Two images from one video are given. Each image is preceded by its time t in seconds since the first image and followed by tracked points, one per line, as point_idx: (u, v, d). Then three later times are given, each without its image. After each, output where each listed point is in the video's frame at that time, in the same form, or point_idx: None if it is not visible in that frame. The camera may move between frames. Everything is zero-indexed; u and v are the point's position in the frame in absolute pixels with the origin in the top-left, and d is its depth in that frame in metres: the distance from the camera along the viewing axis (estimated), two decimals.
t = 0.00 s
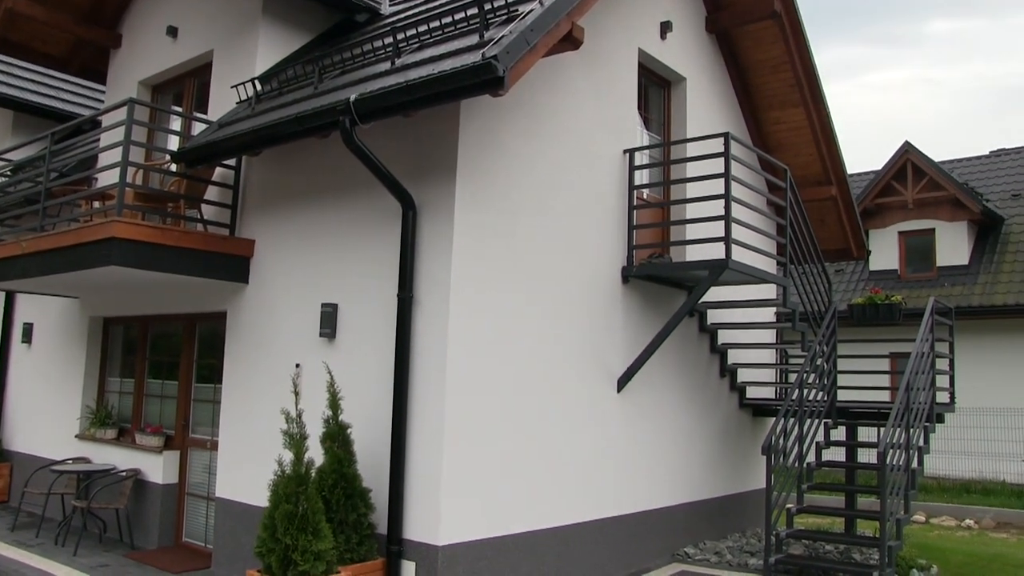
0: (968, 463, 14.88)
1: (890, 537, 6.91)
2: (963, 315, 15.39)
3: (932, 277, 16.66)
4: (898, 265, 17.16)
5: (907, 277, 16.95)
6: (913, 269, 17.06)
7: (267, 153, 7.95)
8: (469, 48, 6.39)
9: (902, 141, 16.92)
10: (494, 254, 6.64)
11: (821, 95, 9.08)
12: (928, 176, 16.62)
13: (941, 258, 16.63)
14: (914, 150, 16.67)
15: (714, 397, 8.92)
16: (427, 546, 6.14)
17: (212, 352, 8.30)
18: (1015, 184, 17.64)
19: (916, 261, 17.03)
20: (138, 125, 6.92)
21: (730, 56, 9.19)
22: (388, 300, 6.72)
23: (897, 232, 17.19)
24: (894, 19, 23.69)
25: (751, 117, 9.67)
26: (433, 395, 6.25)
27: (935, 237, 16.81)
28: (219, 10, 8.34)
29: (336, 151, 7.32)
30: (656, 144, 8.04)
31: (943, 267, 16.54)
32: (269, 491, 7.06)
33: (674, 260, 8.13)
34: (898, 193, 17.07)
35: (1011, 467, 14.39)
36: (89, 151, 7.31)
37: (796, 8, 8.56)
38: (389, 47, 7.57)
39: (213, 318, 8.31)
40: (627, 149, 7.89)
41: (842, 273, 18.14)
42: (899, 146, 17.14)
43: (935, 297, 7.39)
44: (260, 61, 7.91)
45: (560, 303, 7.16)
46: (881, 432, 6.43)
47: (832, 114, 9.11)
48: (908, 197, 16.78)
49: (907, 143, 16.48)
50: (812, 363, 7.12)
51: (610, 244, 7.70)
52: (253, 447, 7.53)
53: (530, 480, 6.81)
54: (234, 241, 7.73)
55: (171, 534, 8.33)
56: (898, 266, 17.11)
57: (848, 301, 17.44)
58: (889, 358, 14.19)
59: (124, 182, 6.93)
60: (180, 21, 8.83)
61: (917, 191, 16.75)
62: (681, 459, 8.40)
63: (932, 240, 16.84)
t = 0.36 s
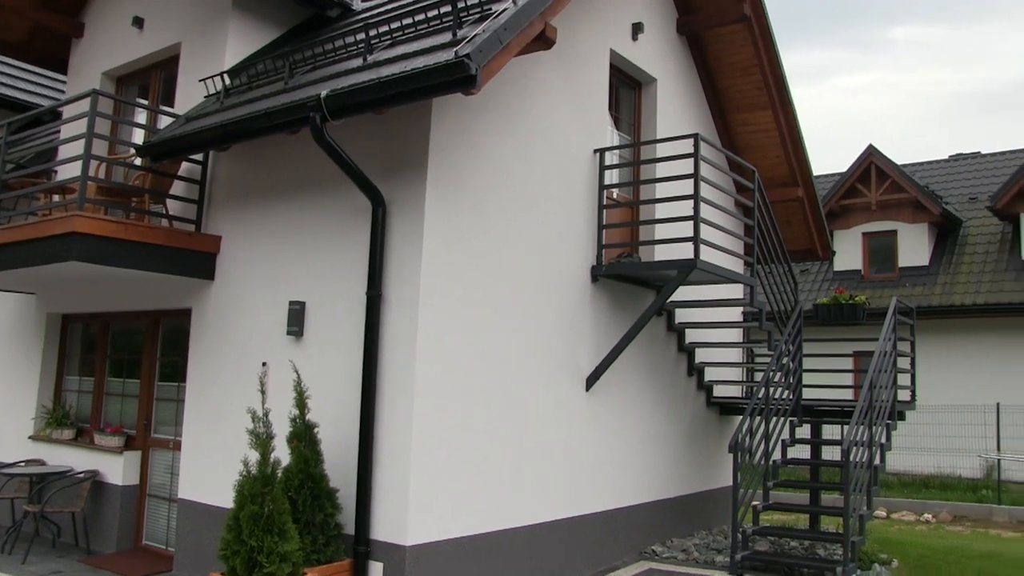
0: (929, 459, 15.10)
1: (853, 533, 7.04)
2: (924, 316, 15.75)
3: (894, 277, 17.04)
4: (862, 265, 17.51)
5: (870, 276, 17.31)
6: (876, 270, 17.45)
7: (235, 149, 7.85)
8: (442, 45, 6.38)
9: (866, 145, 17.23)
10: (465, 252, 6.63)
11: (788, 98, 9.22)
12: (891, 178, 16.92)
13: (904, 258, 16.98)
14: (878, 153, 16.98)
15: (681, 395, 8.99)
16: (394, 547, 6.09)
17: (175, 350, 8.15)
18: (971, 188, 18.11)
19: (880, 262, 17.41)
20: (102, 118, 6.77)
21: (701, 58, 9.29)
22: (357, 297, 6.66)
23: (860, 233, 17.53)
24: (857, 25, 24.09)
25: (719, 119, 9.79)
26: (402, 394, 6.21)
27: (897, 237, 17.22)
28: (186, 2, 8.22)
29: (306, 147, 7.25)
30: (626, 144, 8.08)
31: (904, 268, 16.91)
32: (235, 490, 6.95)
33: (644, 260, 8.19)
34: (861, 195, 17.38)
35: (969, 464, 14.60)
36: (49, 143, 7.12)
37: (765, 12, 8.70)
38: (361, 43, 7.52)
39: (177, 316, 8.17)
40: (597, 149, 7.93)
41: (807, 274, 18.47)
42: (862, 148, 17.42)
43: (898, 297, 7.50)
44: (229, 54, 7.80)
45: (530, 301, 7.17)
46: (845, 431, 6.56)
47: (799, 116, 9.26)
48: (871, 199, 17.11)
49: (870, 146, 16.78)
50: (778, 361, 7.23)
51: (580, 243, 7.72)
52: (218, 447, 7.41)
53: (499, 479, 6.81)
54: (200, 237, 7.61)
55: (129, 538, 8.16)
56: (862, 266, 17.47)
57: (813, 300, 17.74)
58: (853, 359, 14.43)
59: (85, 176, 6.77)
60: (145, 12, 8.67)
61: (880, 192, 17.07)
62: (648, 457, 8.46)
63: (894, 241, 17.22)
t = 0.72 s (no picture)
0: (852, 454, 15.53)
1: (782, 530, 7.12)
2: (851, 315, 15.97)
3: (820, 276, 17.25)
4: (789, 265, 17.71)
5: (797, 277, 17.53)
6: (803, 270, 17.62)
7: (160, 150, 7.68)
8: (371, 46, 6.32)
9: (793, 147, 17.40)
10: (394, 254, 6.57)
11: (717, 101, 9.31)
12: (818, 180, 17.11)
13: (830, 260, 17.19)
14: (805, 155, 17.17)
15: (612, 396, 9.04)
16: (326, 552, 6.02)
17: (99, 354, 7.96)
18: (895, 190, 18.46)
19: (806, 263, 17.61)
20: (20, 116, 6.52)
21: (632, 60, 9.34)
22: (285, 301, 6.56)
23: (787, 234, 17.69)
24: (786, 29, 24.44)
25: (650, 121, 9.84)
26: (333, 398, 6.14)
27: (823, 238, 17.43)
28: None
29: (233, 148, 7.12)
30: (557, 146, 8.08)
31: (830, 269, 17.11)
32: (160, 498, 6.82)
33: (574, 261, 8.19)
34: (789, 197, 17.55)
35: (892, 459, 15.08)
36: None
37: (695, 16, 8.78)
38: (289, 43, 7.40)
39: (101, 320, 7.98)
40: (528, 151, 7.92)
41: (736, 274, 18.65)
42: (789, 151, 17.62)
43: (825, 297, 7.59)
44: (153, 53, 7.63)
45: (460, 304, 7.14)
46: (774, 430, 6.66)
47: (727, 119, 9.35)
48: (799, 200, 17.28)
49: (797, 149, 16.94)
50: (708, 362, 7.29)
51: (510, 244, 7.71)
52: (143, 454, 7.26)
53: (430, 481, 6.76)
54: (123, 240, 7.44)
55: (50, 550, 7.96)
56: (789, 267, 17.66)
57: (743, 300, 17.98)
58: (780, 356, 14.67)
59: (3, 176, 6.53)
60: (65, 8, 8.43)
61: (807, 193, 17.25)
62: (581, 458, 8.50)
63: (820, 242, 17.44)
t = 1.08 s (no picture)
0: (802, 456, 15.66)
1: (733, 531, 7.17)
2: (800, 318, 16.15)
3: (772, 279, 17.32)
4: (740, 267, 17.65)
5: (749, 280, 17.52)
6: (755, 273, 17.63)
7: (110, 145, 7.56)
8: (326, 44, 6.27)
9: (746, 152, 17.40)
10: (347, 254, 6.53)
11: (672, 104, 9.39)
12: (770, 184, 17.09)
13: (782, 263, 17.25)
14: (757, 159, 17.11)
15: (565, 398, 9.05)
16: (277, 552, 5.97)
17: (46, 352, 7.82)
18: (844, 197, 18.69)
19: (758, 265, 17.61)
20: None
21: (588, 62, 9.35)
22: (236, 300, 6.49)
23: (739, 237, 17.64)
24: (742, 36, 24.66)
25: (605, 123, 9.86)
26: (285, 397, 6.08)
27: (774, 242, 17.45)
28: None
29: (184, 144, 7.03)
30: (511, 146, 8.09)
31: (782, 271, 17.19)
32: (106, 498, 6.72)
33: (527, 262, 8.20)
34: (741, 200, 17.51)
35: (841, 461, 15.32)
36: None
37: (650, 19, 8.84)
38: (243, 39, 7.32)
39: (47, 318, 7.84)
40: (483, 151, 7.91)
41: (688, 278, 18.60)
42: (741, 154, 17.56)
43: (776, 300, 7.66)
44: (103, 46, 7.52)
45: (413, 304, 7.11)
46: (725, 431, 6.70)
47: (682, 122, 9.45)
48: (750, 204, 17.26)
49: (749, 153, 16.89)
50: (660, 363, 7.34)
51: (464, 245, 7.70)
52: (88, 454, 7.15)
53: (383, 482, 6.73)
54: (72, 236, 7.32)
55: None
56: (741, 270, 17.63)
57: (695, 303, 18.05)
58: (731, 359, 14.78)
59: None
60: None
61: (760, 197, 17.22)
62: (534, 458, 8.52)
63: (771, 245, 17.47)
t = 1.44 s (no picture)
0: (758, 454, 15.81)
1: (690, 529, 7.23)
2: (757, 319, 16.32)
3: (729, 280, 17.47)
4: (699, 269, 17.82)
5: (707, 281, 17.68)
6: (713, 273, 17.79)
7: (64, 139, 7.45)
8: (287, 40, 6.22)
9: (705, 153, 17.52)
10: (306, 252, 6.49)
11: (632, 104, 9.45)
12: (728, 185, 17.20)
13: (739, 265, 17.41)
14: (716, 161, 17.22)
15: (524, 397, 9.07)
16: (234, 552, 5.92)
17: None
18: (802, 198, 18.91)
19: (716, 266, 17.77)
20: None
21: (550, 62, 9.37)
22: (193, 298, 6.43)
23: (698, 238, 17.79)
24: (704, 39, 24.83)
25: (566, 123, 9.88)
26: (242, 396, 6.03)
27: (733, 243, 17.60)
28: None
29: (141, 140, 6.94)
30: (472, 146, 8.09)
31: (739, 272, 17.35)
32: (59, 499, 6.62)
33: (487, 262, 8.21)
34: (699, 201, 17.62)
35: (796, 459, 15.37)
36: None
37: (612, 20, 8.89)
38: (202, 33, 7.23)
39: None
40: (443, 150, 7.90)
41: (647, 277, 18.69)
42: (701, 156, 17.67)
43: (734, 301, 7.73)
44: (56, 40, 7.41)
45: (372, 303, 7.09)
46: (683, 431, 6.75)
47: (642, 122, 9.51)
48: (709, 205, 17.36)
49: (709, 154, 16.98)
50: (619, 363, 7.38)
51: (424, 244, 7.68)
52: (40, 454, 7.04)
53: (341, 481, 6.70)
54: (23, 232, 7.21)
55: None
56: (699, 270, 17.78)
57: (653, 303, 18.19)
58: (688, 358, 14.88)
59: None
60: None
61: (718, 199, 17.35)
62: (493, 457, 8.53)
63: (729, 246, 17.62)
